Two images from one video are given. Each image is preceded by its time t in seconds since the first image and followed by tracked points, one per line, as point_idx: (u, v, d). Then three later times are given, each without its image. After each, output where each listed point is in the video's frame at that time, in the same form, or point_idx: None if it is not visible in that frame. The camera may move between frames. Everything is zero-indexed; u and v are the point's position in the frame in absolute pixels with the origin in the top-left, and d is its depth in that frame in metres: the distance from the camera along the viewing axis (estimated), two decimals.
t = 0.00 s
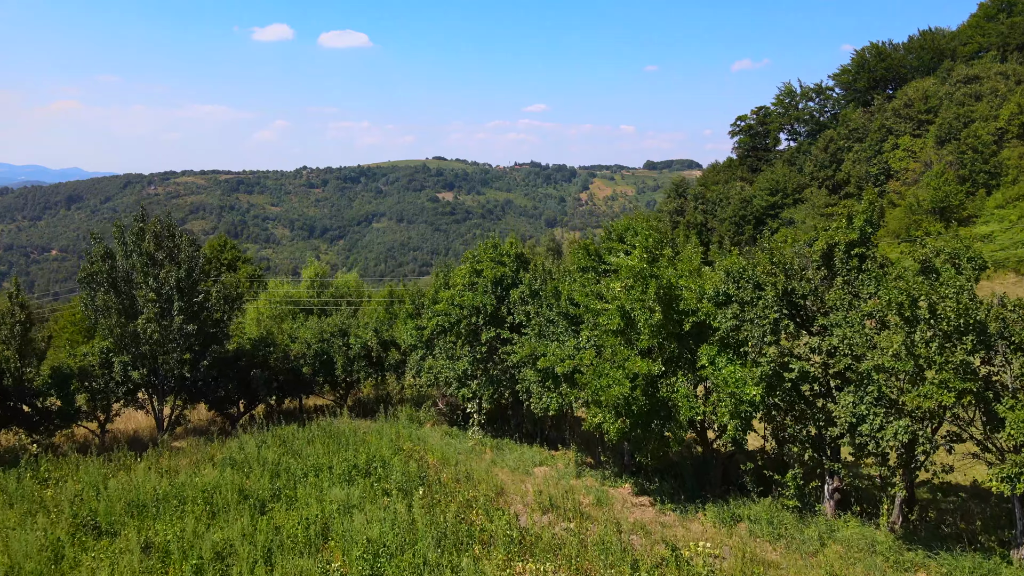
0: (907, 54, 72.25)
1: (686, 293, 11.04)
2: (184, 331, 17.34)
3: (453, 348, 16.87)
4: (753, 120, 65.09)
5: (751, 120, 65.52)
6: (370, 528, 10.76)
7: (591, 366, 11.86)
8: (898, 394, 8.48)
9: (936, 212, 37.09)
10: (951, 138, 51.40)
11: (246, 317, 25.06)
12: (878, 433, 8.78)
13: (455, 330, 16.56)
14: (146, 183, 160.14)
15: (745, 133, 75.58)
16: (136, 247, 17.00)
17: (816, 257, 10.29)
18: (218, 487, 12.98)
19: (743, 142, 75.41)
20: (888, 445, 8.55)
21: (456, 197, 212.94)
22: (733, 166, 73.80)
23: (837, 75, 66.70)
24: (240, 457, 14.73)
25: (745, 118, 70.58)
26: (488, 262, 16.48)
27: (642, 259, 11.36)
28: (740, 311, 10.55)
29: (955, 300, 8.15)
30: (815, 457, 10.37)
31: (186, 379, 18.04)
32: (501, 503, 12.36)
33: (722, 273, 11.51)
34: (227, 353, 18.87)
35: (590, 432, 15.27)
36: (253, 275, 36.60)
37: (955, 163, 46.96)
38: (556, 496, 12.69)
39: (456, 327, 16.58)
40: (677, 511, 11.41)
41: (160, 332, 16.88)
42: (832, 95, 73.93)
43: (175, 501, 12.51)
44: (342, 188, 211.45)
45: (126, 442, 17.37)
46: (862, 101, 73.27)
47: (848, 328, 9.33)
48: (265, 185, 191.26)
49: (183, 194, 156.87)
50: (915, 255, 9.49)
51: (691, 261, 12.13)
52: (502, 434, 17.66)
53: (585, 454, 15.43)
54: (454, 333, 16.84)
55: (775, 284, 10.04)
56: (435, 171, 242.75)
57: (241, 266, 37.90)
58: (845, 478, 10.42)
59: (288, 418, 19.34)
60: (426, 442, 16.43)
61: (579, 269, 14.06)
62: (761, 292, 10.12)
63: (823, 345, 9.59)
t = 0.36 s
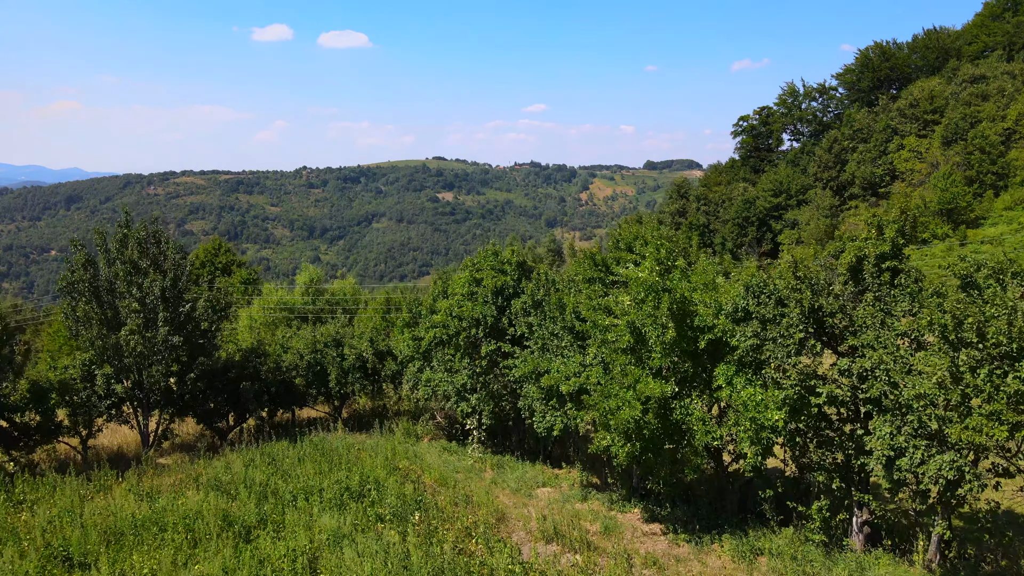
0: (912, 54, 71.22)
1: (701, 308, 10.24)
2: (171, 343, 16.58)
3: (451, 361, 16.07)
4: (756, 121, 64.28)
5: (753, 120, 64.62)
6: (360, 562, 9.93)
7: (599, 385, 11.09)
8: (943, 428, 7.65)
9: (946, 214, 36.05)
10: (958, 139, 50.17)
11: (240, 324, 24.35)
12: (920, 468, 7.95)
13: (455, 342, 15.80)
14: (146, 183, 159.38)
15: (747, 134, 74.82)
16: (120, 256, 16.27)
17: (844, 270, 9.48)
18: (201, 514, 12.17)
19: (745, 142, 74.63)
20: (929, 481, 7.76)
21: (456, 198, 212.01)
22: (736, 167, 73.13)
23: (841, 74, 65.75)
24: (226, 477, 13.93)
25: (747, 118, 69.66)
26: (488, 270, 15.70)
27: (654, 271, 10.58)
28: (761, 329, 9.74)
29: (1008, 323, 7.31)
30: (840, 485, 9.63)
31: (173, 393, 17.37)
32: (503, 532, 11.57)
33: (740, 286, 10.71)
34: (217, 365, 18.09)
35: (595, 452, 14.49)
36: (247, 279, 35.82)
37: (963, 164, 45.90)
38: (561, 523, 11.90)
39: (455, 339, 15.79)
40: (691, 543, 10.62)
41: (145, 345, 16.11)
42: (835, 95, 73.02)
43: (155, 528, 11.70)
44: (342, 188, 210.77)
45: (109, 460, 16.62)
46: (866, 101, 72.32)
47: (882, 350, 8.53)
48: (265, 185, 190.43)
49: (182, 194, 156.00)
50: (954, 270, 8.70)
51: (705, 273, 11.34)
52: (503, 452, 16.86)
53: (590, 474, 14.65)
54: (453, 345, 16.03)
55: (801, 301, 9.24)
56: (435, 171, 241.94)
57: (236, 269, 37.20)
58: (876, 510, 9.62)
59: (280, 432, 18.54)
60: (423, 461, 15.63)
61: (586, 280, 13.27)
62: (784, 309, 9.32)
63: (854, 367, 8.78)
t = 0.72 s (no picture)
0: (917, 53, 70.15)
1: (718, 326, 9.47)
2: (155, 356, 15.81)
3: (450, 375, 15.30)
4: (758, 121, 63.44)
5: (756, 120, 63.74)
6: None
7: (609, 407, 10.31)
8: (997, 466, 6.85)
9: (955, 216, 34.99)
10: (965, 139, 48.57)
11: (232, 332, 23.62)
12: (969, 510, 7.15)
13: (453, 355, 15.02)
14: (145, 183, 158.72)
15: (750, 134, 74.01)
16: (102, 264, 15.51)
17: (876, 285, 8.69)
18: (182, 541, 11.38)
19: (748, 142, 73.85)
20: (982, 524, 6.97)
21: (455, 198, 211.12)
22: (738, 167, 72.44)
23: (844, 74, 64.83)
24: (212, 499, 13.17)
25: (749, 118, 68.76)
26: (489, 280, 14.94)
27: (667, 286, 9.80)
28: (786, 350, 8.97)
29: None
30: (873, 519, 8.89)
31: (158, 406, 16.62)
32: (505, 562, 10.79)
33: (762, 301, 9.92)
34: (205, 378, 17.31)
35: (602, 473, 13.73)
36: (242, 283, 35.07)
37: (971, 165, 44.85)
38: (567, 552, 11.12)
39: (453, 352, 15.01)
40: None
41: (128, 358, 15.35)
42: (839, 95, 72.05)
43: (133, 557, 10.90)
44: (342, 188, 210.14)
45: (91, 478, 15.82)
46: (870, 101, 71.35)
47: (921, 375, 7.75)
48: (264, 185, 189.59)
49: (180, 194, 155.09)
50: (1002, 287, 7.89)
51: (721, 287, 10.55)
52: (504, 470, 16.10)
53: (597, 495, 13.87)
54: (451, 359, 15.26)
55: (830, 321, 8.47)
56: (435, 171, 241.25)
57: (232, 273, 36.48)
58: (912, 548, 8.83)
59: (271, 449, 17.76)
60: (420, 480, 14.84)
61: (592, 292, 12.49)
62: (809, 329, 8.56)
63: (890, 394, 8.00)
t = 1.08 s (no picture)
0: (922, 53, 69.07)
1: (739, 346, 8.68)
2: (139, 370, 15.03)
3: (448, 390, 14.52)
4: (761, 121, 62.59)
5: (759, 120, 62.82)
6: None
7: (622, 433, 9.51)
8: None
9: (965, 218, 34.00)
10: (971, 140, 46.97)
11: (224, 340, 22.86)
12: None
13: (452, 370, 14.26)
14: (144, 183, 157.98)
15: (752, 134, 73.16)
16: (82, 273, 14.80)
17: (914, 303, 7.85)
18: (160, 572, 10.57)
19: (750, 143, 73.04)
20: None
21: (455, 198, 210.31)
22: (741, 168, 71.71)
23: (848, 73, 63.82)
24: (195, 524, 12.37)
25: (752, 119, 67.82)
26: (489, 289, 14.17)
27: (684, 302, 9.01)
28: (816, 375, 8.17)
29: None
30: (913, 561, 8.14)
31: (142, 421, 15.84)
32: None
33: (786, 319, 9.12)
34: (194, 391, 16.53)
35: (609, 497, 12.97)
36: (236, 288, 34.27)
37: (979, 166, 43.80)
38: None
39: (453, 366, 14.25)
40: None
41: (109, 371, 14.57)
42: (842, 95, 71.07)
43: None
44: (342, 188, 209.41)
45: (70, 498, 15.04)
46: (874, 101, 70.25)
47: (972, 406, 6.94)
48: (263, 186, 188.78)
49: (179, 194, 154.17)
50: None
51: (739, 304, 9.75)
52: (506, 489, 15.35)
53: (604, 520, 13.15)
54: (449, 373, 14.49)
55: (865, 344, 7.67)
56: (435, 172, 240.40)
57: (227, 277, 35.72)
58: None
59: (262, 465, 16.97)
60: (417, 501, 14.06)
61: (599, 306, 11.70)
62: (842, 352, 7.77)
63: (936, 425, 7.19)
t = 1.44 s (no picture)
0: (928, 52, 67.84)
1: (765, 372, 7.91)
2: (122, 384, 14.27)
3: (447, 406, 13.75)
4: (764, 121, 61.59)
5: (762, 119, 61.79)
6: None
7: (635, 462, 8.75)
8: None
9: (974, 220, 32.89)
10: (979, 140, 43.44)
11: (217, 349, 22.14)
12: None
13: (451, 385, 13.51)
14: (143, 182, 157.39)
15: (755, 135, 72.11)
16: (61, 282, 14.11)
17: (963, 325, 7.04)
18: None
19: (753, 143, 71.99)
20: None
21: (455, 198, 209.38)
22: (744, 169, 70.85)
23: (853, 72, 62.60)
24: (175, 550, 11.62)
25: (754, 119, 66.76)
26: (490, 301, 13.40)
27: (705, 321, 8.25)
28: (853, 404, 7.39)
29: None
30: None
31: (125, 438, 15.07)
32: None
33: (817, 340, 8.35)
34: (181, 405, 15.79)
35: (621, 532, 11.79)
36: (231, 292, 33.49)
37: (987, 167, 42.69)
38: None
39: (452, 382, 13.48)
40: None
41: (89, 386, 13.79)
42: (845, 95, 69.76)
43: None
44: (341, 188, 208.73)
45: (49, 519, 14.29)
46: (880, 101, 68.51)
47: None
48: (263, 186, 188.11)
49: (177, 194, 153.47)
50: None
51: (764, 322, 8.98)
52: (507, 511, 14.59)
53: (612, 547, 12.45)
54: (448, 389, 13.71)
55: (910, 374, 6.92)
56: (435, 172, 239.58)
57: (223, 281, 34.99)
58: None
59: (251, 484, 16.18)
60: (413, 525, 13.30)
61: (608, 320, 10.93)
62: (883, 380, 7.01)
63: (991, 464, 6.37)
